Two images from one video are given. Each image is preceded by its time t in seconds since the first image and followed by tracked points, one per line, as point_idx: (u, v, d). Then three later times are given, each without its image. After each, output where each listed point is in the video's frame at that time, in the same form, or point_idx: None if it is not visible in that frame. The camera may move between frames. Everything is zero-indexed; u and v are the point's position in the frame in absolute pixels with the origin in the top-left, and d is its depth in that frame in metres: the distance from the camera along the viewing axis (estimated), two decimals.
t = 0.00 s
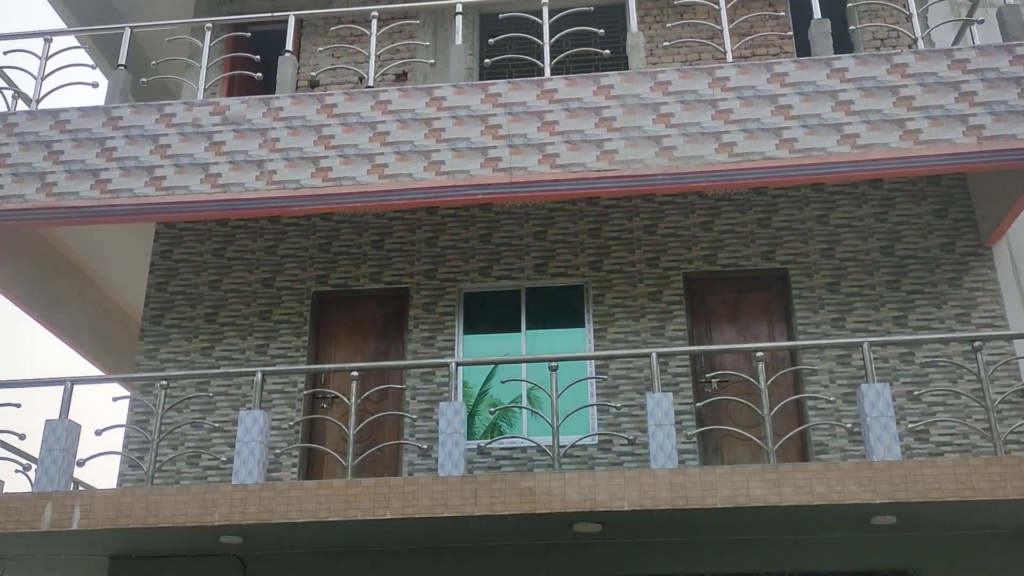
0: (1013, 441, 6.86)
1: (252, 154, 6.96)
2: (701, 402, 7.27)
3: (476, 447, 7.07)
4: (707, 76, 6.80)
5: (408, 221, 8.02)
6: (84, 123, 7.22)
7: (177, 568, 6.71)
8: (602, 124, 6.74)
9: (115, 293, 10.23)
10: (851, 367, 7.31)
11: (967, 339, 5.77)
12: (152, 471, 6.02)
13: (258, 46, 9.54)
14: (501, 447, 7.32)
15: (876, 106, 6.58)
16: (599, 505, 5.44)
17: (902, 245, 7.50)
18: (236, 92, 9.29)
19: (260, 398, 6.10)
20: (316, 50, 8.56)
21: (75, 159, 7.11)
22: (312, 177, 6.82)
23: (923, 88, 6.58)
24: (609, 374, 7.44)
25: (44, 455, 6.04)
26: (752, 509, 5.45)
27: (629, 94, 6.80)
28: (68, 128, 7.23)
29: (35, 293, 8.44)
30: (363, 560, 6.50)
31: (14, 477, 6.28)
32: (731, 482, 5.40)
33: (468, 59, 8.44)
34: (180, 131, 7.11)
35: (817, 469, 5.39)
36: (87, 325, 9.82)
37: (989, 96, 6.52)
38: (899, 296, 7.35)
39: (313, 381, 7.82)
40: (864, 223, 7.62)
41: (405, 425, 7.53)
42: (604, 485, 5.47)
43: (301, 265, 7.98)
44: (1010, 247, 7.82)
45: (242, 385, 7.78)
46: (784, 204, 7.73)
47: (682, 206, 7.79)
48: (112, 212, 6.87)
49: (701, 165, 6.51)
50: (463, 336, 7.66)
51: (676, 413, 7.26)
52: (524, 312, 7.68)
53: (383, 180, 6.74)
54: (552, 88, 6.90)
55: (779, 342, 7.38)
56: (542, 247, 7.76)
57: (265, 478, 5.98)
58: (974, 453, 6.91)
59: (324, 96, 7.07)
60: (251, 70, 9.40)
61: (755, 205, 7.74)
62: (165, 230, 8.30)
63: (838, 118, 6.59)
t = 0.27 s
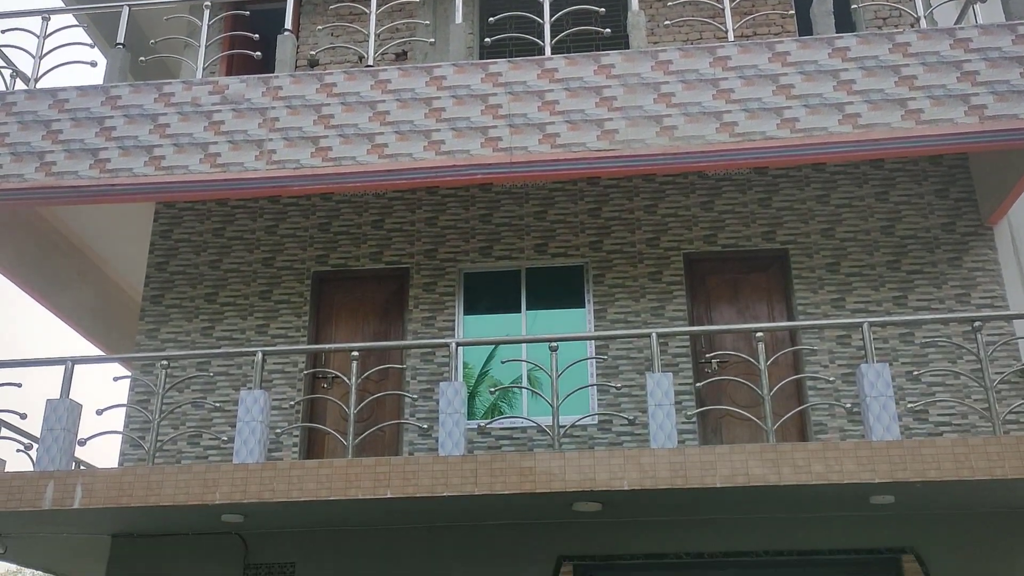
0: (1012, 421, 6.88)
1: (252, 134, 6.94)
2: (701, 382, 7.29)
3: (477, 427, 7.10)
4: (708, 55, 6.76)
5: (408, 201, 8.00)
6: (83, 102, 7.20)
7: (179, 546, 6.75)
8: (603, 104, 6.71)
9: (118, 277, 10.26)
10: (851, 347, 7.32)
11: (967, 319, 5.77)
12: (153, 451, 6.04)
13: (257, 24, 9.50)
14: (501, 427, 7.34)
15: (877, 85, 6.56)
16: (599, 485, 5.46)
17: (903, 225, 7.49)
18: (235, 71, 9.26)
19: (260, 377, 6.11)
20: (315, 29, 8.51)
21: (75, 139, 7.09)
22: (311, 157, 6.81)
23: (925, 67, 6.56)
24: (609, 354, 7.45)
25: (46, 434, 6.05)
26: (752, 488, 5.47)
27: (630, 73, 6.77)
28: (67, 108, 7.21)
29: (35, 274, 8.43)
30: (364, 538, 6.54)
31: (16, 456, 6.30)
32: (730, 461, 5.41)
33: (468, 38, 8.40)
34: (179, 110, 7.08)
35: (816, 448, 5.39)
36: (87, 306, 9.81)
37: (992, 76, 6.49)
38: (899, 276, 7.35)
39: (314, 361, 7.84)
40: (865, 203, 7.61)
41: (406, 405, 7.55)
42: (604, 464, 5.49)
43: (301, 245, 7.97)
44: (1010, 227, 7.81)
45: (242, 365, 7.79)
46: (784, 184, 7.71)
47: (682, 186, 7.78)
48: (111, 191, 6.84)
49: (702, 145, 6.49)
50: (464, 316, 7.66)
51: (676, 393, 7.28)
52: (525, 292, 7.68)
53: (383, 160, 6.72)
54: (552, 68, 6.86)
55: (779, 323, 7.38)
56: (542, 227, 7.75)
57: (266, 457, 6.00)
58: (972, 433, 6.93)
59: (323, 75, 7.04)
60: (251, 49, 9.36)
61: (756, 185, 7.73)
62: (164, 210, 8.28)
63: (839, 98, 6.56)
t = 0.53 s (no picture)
0: (1011, 398, 6.89)
1: (252, 111, 6.91)
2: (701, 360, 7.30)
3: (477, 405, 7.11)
4: (710, 31, 6.72)
5: (409, 179, 7.98)
6: (81, 79, 7.16)
7: (181, 523, 6.79)
8: (604, 81, 6.68)
9: (118, 256, 10.26)
10: (852, 324, 7.32)
11: (969, 296, 5.77)
12: (155, 428, 6.05)
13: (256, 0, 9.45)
14: (501, 405, 7.35)
15: (880, 62, 6.52)
16: (599, 462, 5.47)
17: (905, 203, 7.47)
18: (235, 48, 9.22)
19: (261, 355, 6.12)
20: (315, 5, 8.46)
21: (74, 116, 7.06)
22: (311, 134, 6.78)
23: (929, 43, 6.52)
24: (610, 332, 7.45)
25: (48, 412, 6.06)
26: (752, 465, 5.48)
27: (631, 50, 6.73)
28: (65, 85, 7.17)
29: (33, 253, 8.44)
30: (366, 514, 6.57)
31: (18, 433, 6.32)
32: (730, 439, 5.42)
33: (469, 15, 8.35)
34: (178, 87, 7.05)
35: (816, 426, 5.41)
36: (87, 285, 9.81)
37: (995, 52, 6.44)
38: (901, 254, 7.34)
39: (315, 339, 7.84)
40: (867, 181, 7.58)
41: (407, 382, 7.56)
42: (604, 442, 5.50)
43: (301, 223, 7.96)
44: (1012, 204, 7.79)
45: (244, 343, 7.80)
46: (786, 162, 7.68)
47: (684, 164, 7.75)
48: (109, 169, 6.80)
49: (704, 122, 6.46)
50: (464, 294, 7.66)
51: (677, 371, 7.29)
52: (526, 270, 7.67)
53: (383, 137, 6.70)
54: (553, 44, 6.82)
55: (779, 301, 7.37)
56: (543, 205, 7.74)
57: (267, 434, 6.02)
58: (972, 410, 6.95)
59: (323, 52, 7.00)
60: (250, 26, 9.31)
61: (758, 163, 7.70)
62: (164, 188, 8.26)
63: (842, 74, 6.52)
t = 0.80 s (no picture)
0: (1012, 378, 6.90)
1: (252, 92, 6.89)
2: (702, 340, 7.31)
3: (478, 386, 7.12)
4: (711, 11, 6.68)
5: (409, 159, 7.97)
6: (80, 60, 7.13)
7: (183, 503, 6.82)
8: (605, 61, 6.65)
9: (118, 238, 10.25)
10: (853, 305, 7.32)
11: (969, 276, 5.76)
12: (157, 409, 6.07)
13: None
14: (502, 386, 7.36)
15: (882, 41, 6.48)
16: (600, 442, 5.49)
17: (906, 183, 7.46)
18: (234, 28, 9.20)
19: (262, 336, 6.13)
20: None
21: (73, 97, 7.04)
22: (312, 115, 6.76)
23: (931, 22, 6.48)
24: (611, 313, 7.45)
25: (50, 393, 6.07)
26: (752, 445, 5.50)
27: (633, 30, 6.70)
28: (64, 65, 7.14)
29: (32, 233, 8.43)
30: (368, 495, 6.60)
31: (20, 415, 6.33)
32: (731, 419, 5.43)
33: None
34: (178, 68, 7.03)
35: (817, 406, 5.43)
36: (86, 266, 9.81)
37: (999, 31, 6.41)
38: (902, 234, 7.33)
39: (316, 320, 7.85)
40: (869, 161, 7.56)
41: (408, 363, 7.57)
42: (605, 422, 5.51)
43: (302, 204, 7.95)
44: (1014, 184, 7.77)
45: (245, 325, 7.81)
46: (787, 142, 7.66)
47: (685, 144, 7.73)
48: (109, 150, 6.78)
49: (705, 102, 6.43)
50: (465, 276, 7.65)
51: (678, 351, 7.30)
52: (526, 251, 7.66)
53: (383, 118, 6.67)
54: (554, 24, 6.79)
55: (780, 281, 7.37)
56: (543, 186, 7.72)
57: (269, 415, 6.04)
58: (973, 390, 6.96)
59: (322, 32, 6.97)
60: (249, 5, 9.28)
61: (759, 143, 7.68)
62: (164, 169, 8.25)
63: (844, 54, 6.49)
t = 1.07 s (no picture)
0: (1013, 353, 6.90)
1: (251, 67, 6.85)
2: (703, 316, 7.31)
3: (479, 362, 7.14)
4: None
5: (410, 135, 7.94)
6: (79, 35, 7.10)
7: (187, 478, 6.85)
8: (606, 35, 6.61)
9: (118, 213, 10.24)
10: (855, 280, 7.31)
11: (971, 251, 5.75)
12: (159, 385, 6.09)
13: None
14: (504, 362, 7.38)
15: (886, 14, 6.44)
16: (601, 417, 5.51)
17: (909, 158, 7.43)
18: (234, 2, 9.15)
19: (264, 312, 6.14)
20: None
21: (72, 72, 7.00)
22: (312, 90, 6.73)
23: None
24: (612, 288, 7.45)
25: (54, 368, 6.13)
26: (753, 420, 5.51)
27: (634, 3, 6.66)
28: (63, 40, 7.11)
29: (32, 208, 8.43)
30: (371, 469, 6.64)
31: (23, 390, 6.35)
32: (732, 394, 5.44)
33: None
34: (177, 43, 7.00)
35: (817, 381, 5.44)
36: (87, 242, 9.81)
37: (1003, 3, 6.35)
38: (904, 209, 7.31)
39: (317, 296, 7.85)
40: (871, 135, 7.53)
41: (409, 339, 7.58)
42: (606, 398, 5.53)
43: (303, 180, 7.93)
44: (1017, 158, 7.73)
45: (247, 301, 7.82)
46: (790, 117, 7.63)
47: (687, 119, 7.70)
48: (108, 126, 6.73)
49: (707, 76, 6.40)
50: (467, 252, 7.65)
51: (679, 327, 7.30)
52: (528, 227, 7.65)
53: (383, 93, 6.64)
54: None
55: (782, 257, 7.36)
56: (545, 161, 7.70)
57: (271, 391, 6.06)
58: (974, 365, 6.96)
59: (322, 6, 6.93)
60: None
61: (761, 118, 7.65)
62: (165, 145, 8.23)
63: (847, 27, 6.44)
